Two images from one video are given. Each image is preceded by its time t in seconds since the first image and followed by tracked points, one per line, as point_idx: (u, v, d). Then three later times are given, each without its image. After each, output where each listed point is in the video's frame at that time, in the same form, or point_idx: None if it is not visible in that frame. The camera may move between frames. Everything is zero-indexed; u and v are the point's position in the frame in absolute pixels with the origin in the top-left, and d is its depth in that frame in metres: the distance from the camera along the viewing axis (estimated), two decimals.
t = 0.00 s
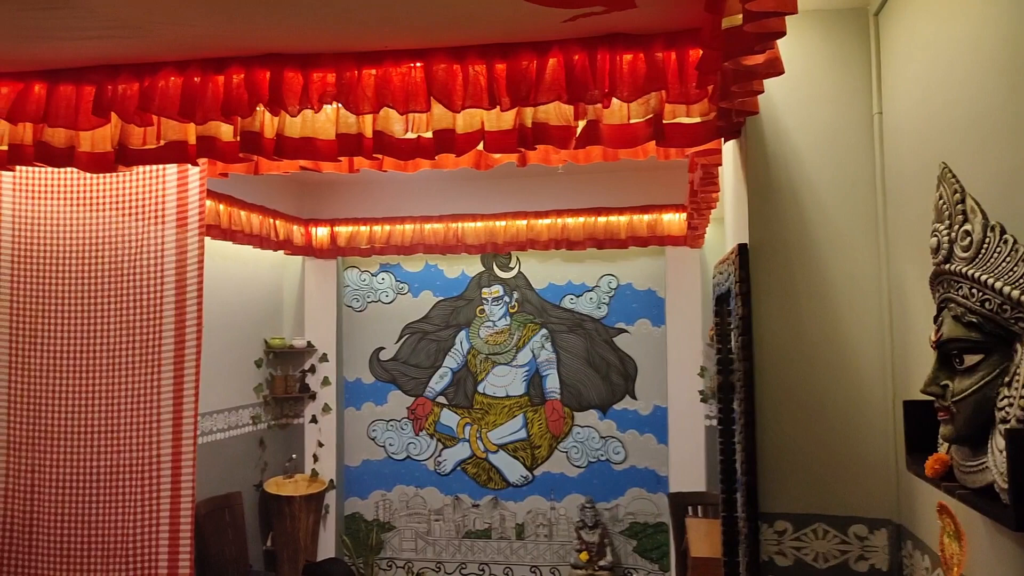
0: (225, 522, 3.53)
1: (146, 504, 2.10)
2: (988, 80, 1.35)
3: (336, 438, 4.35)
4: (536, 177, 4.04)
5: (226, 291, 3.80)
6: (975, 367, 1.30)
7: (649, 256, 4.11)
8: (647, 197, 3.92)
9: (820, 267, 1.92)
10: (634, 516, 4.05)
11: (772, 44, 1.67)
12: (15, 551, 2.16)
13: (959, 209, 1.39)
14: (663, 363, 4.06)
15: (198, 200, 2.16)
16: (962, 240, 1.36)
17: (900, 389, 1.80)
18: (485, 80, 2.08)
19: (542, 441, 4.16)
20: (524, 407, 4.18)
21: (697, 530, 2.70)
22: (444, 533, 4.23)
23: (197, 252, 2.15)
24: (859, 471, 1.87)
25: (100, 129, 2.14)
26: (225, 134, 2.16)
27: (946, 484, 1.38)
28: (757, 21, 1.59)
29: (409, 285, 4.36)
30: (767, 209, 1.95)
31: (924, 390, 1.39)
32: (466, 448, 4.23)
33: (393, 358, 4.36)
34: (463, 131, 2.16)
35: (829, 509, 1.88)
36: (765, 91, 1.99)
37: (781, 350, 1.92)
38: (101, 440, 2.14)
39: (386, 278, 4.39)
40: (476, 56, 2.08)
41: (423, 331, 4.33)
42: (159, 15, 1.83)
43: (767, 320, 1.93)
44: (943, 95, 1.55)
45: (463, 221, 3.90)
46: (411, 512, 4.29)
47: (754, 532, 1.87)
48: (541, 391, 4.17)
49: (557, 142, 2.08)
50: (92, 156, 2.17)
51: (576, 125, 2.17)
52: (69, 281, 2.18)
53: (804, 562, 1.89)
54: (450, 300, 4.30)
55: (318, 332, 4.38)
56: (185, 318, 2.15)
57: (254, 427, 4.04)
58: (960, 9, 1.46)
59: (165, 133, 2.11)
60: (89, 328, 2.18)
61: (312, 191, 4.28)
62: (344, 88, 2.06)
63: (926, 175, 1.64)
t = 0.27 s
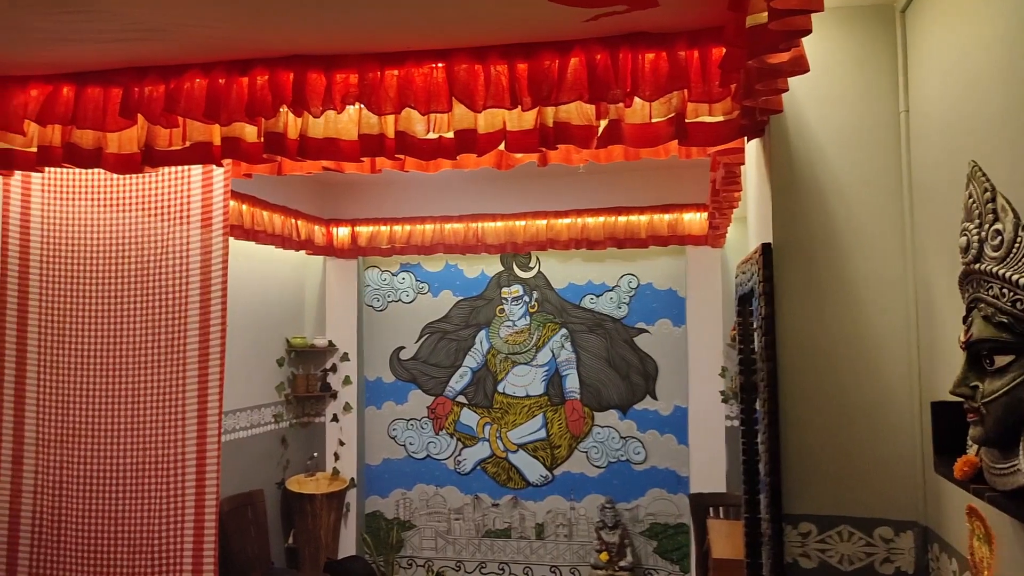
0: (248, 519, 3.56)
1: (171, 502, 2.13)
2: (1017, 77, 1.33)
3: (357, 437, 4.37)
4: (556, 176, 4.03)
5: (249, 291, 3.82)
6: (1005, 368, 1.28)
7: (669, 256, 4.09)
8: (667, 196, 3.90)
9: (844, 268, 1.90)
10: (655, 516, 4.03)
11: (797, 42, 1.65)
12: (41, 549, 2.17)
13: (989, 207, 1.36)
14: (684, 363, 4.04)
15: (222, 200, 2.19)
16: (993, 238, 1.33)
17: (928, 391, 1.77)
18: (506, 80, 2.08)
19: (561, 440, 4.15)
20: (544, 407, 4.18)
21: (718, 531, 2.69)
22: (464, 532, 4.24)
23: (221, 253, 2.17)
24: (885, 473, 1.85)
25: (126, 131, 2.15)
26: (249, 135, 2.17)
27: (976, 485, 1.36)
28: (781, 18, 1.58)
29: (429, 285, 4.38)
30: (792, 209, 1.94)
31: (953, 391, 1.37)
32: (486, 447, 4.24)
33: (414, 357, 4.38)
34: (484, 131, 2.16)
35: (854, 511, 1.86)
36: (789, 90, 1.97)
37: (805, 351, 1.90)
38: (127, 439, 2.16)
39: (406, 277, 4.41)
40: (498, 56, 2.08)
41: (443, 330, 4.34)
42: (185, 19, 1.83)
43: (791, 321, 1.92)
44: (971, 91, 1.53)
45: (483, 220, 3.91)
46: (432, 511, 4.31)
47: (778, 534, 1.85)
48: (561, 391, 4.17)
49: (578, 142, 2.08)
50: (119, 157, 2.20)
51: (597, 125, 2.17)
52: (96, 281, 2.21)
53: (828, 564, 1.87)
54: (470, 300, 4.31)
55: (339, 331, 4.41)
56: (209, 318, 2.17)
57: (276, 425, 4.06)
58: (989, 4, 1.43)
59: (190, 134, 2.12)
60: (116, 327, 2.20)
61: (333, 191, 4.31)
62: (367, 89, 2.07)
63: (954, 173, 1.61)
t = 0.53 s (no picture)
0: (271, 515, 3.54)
1: (197, 499, 2.14)
2: None
3: (379, 434, 4.40)
4: (577, 174, 4.02)
5: (273, 290, 3.84)
6: None
7: (692, 253, 4.05)
8: (691, 195, 3.87)
9: (871, 266, 1.88)
10: (677, 515, 4.01)
11: (824, 37, 1.63)
12: (69, 545, 2.20)
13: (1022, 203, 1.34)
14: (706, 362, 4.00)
15: (248, 199, 2.20)
16: None
17: (957, 390, 1.75)
18: (529, 77, 2.08)
19: (582, 438, 4.15)
20: (565, 405, 4.18)
21: (741, 531, 2.68)
22: (485, 529, 4.25)
23: (246, 251, 2.18)
24: (913, 473, 1.83)
25: (154, 131, 2.18)
26: (274, 135, 2.18)
27: (1006, 486, 1.33)
28: (809, 14, 1.56)
29: (450, 283, 4.39)
30: (818, 207, 1.92)
31: (985, 390, 1.36)
32: (507, 445, 4.24)
33: (435, 355, 4.39)
34: (507, 129, 2.17)
35: (881, 511, 1.84)
36: (815, 87, 1.95)
37: (831, 349, 1.89)
38: (155, 436, 2.19)
39: (427, 275, 4.42)
40: (521, 54, 2.08)
41: (464, 328, 4.35)
42: (213, 22, 1.84)
43: (818, 319, 1.90)
44: (1001, 86, 1.50)
45: (504, 218, 3.92)
46: (453, 508, 4.32)
47: (804, 533, 1.84)
48: (582, 389, 4.17)
49: (601, 139, 2.07)
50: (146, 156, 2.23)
51: (620, 122, 2.15)
52: (124, 280, 2.24)
53: (855, 564, 1.85)
54: (491, 298, 4.31)
55: (361, 329, 4.44)
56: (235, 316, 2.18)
57: (299, 422, 4.03)
58: None
59: (216, 134, 2.14)
60: (142, 326, 2.23)
61: (355, 189, 4.32)
62: (390, 88, 2.09)
63: (984, 169, 1.59)
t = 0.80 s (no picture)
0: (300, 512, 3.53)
1: (225, 497, 2.15)
2: None
3: (402, 431, 4.43)
4: (600, 172, 4.00)
5: (298, 289, 3.86)
6: None
7: (716, 251, 4.02)
8: (716, 191, 3.81)
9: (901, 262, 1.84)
10: (701, 514, 3.97)
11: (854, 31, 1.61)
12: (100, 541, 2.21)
13: None
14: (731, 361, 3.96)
15: (273, 197, 2.21)
16: None
17: (990, 390, 1.71)
18: (552, 74, 2.07)
19: (605, 436, 4.12)
20: (588, 403, 4.15)
21: (767, 531, 2.65)
22: (508, 527, 4.23)
23: (273, 249, 2.19)
24: (944, 473, 1.79)
25: (181, 130, 2.19)
26: (299, 134, 2.20)
27: None
28: (837, 8, 1.54)
29: (472, 281, 4.40)
30: (846, 203, 1.88)
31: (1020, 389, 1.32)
32: (529, 443, 4.23)
33: (458, 353, 4.40)
34: (531, 127, 2.18)
35: (911, 511, 1.81)
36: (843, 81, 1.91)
37: (860, 348, 1.85)
38: (183, 433, 2.20)
39: (450, 273, 4.43)
40: (545, 51, 2.07)
41: (487, 326, 4.34)
42: (241, 22, 1.85)
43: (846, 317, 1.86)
44: None
45: (526, 217, 3.91)
46: (476, 505, 4.31)
47: (832, 533, 1.81)
48: (605, 387, 4.13)
49: (626, 136, 2.05)
50: (174, 156, 2.23)
51: (645, 118, 2.14)
52: (152, 279, 2.25)
53: (884, 565, 1.82)
54: (514, 296, 4.31)
55: (384, 327, 4.46)
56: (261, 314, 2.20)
57: (324, 420, 4.06)
58: None
59: (242, 133, 2.15)
60: (171, 324, 2.24)
61: (378, 187, 4.33)
62: (415, 86, 2.10)
63: (1018, 163, 1.54)
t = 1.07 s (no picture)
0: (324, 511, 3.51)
1: (253, 495, 2.16)
2: None
3: (426, 431, 4.42)
4: (623, 172, 3.98)
5: (323, 289, 3.88)
6: None
7: (741, 249, 3.96)
8: (742, 189, 3.77)
9: (931, 254, 1.73)
10: (726, 516, 3.91)
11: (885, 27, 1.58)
12: (131, 539, 2.23)
13: None
14: (756, 361, 3.91)
15: (300, 198, 2.21)
16: None
17: None
18: (577, 73, 2.07)
19: (629, 437, 4.08)
20: (611, 403, 4.12)
21: (793, 533, 2.63)
22: (532, 527, 4.22)
23: (299, 251, 2.19)
24: (977, 475, 1.67)
25: (209, 132, 2.20)
26: (325, 135, 2.20)
27: None
28: (868, 4, 1.52)
29: (496, 281, 4.39)
30: (875, 192, 1.78)
31: None
32: (553, 443, 4.21)
33: (481, 352, 4.39)
34: (555, 126, 2.17)
35: (944, 514, 1.69)
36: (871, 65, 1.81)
37: (889, 346, 1.74)
38: (211, 432, 2.21)
39: (473, 273, 4.43)
40: (569, 50, 2.07)
41: (510, 325, 4.34)
42: (270, 24, 1.87)
43: (874, 313, 1.75)
44: None
45: (549, 216, 3.90)
46: (499, 505, 4.30)
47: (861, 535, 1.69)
48: (629, 387, 4.10)
49: (651, 135, 2.04)
50: (202, 157, 2.23)
51: (671, 117, 2.12)
52: (180, 279, 2.26)
53: (915, 569, 1.70)
54: (536, 296, 4.29)
55: (408, 327, 4.45)
56: (287, 313, 2.20)
57: (349, 419, 4.09)
58: None
59: (269, 135, 2.16)
60: (200, 325, 2.25)
61: (402, 188, 4.34)
62: (439, 86, 2.10)
63: None
